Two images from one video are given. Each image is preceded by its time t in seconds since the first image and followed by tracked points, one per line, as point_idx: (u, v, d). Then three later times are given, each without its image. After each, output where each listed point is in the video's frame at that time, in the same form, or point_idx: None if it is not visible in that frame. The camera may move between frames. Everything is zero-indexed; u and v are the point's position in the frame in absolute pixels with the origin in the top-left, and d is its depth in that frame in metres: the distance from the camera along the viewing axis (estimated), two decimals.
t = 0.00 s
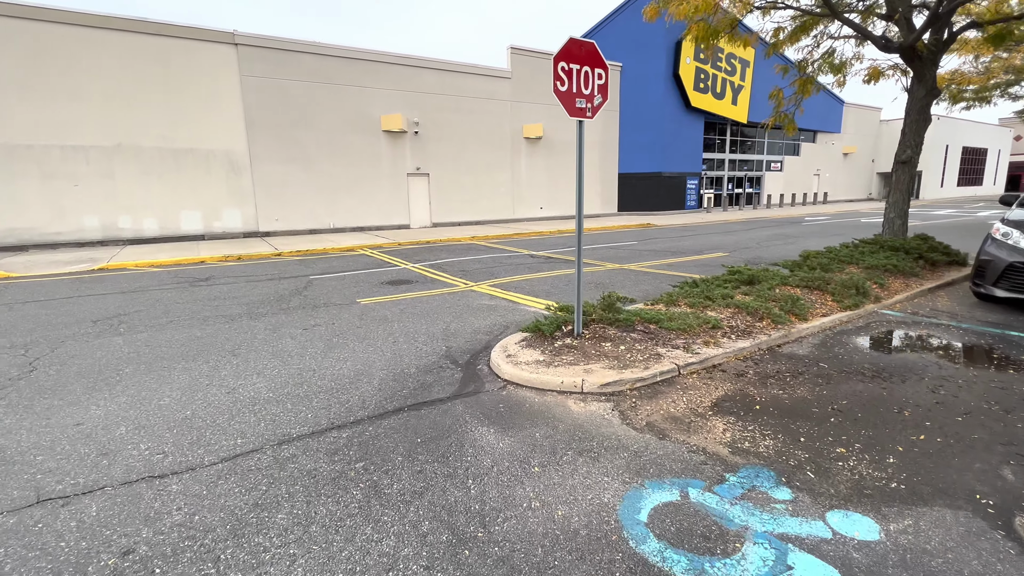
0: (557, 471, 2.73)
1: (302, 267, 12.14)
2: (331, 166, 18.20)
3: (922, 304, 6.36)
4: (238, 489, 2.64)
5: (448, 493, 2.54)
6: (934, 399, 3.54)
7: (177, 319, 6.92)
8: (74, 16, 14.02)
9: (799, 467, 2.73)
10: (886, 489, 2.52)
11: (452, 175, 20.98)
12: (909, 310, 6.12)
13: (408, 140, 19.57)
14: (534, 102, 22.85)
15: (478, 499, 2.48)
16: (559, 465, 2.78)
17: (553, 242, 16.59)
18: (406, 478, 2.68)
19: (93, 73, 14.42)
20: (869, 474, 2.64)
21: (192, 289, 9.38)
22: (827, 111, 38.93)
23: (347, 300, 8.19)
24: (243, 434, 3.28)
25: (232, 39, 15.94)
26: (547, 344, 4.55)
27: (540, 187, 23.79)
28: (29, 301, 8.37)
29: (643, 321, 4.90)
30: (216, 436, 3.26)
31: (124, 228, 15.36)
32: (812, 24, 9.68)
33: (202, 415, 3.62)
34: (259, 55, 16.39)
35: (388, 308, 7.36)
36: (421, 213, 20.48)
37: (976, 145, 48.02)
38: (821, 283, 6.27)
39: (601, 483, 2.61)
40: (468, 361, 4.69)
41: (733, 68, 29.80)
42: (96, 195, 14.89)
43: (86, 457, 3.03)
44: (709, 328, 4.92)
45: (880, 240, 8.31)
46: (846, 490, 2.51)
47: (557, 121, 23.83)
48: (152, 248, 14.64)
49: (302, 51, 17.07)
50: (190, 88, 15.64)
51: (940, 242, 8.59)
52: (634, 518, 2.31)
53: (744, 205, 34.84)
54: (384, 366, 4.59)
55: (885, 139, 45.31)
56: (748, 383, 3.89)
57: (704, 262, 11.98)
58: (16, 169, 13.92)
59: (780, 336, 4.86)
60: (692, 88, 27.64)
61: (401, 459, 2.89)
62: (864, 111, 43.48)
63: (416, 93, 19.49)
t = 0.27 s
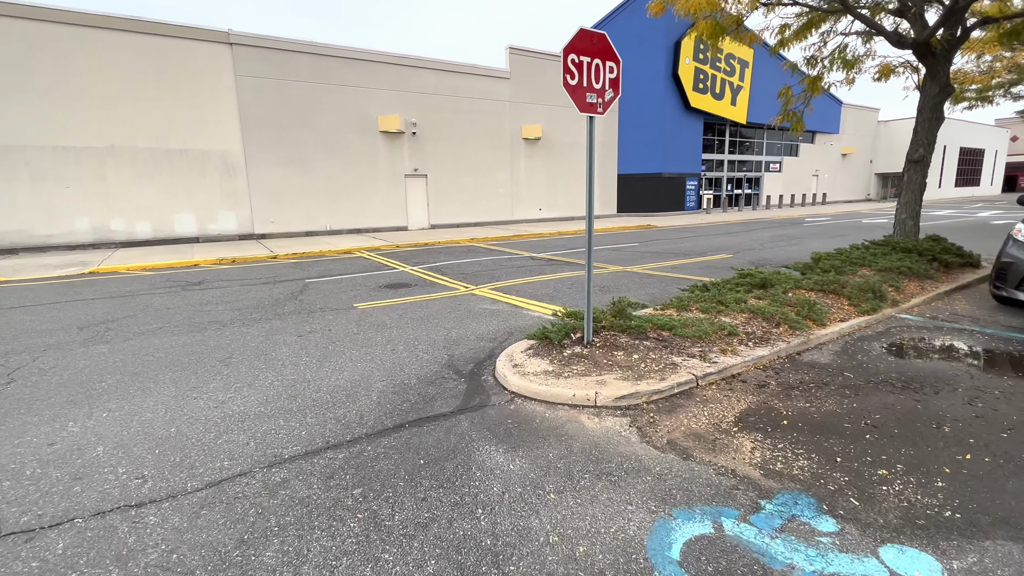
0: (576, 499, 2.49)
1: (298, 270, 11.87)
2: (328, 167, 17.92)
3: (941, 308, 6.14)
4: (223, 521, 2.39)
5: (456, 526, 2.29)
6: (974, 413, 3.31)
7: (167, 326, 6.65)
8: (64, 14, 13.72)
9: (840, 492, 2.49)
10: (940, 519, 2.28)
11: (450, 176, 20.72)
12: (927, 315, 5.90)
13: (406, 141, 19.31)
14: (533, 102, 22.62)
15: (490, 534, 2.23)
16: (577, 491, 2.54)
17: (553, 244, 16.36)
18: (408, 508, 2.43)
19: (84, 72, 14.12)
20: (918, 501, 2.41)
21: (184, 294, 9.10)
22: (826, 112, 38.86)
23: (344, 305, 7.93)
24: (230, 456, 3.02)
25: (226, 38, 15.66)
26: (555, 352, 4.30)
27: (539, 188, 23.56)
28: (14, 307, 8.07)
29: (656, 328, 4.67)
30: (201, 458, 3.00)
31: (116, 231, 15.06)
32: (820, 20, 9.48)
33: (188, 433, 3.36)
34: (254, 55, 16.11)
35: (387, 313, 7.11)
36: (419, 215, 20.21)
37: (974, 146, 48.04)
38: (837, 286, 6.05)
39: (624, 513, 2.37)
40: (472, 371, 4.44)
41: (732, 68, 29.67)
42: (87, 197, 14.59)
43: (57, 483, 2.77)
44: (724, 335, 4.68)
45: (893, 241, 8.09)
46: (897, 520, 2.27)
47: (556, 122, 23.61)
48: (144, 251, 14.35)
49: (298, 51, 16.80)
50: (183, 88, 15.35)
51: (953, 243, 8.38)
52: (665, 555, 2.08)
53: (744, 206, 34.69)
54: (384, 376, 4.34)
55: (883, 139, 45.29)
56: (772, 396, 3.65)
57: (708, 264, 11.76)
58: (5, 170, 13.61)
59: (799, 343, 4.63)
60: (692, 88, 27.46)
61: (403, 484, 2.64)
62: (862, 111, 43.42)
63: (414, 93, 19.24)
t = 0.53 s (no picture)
0: (593, 540, 2.19)
1: (289, 274, 11.52)
2: (321, 169, 17.57)
3: (959, 315, 5.89)
4: (186, 572, 2.07)
5: None
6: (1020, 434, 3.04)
7: (148, 334, 6.29)
8: (48, 11, 13.31)
9: (890, 531, 2.21)
10: (1009, 565, 2.00)
11: (446, 178, 20.42)
12: (946, 321, 5.65)
13: (400, 142, 19.00)
14: (530, 104, 22.38)
15: None
16: (593, 532, 2.24)
17: (551, 247, 16.08)
18: (402, 553, 2.13)
19: (70, 71, 13.73)
20: (979, 542, 2.13)
21: (169, 299, 8.73)
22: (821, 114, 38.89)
23: (335, 311, 7.61)
24: (202, 487, 2.70)
25: (217, 37, 15.31)
26: (561, 365, 4.00)
27: (536, 190, 23.28)
28: None
29: (667, 338, 4.38)
30: (168, 491, 2.67)
31: (103, 233, 14.64)
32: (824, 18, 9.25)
33: (158, 459, 3.03)
34: (246, 54, 15.76)
35: (380, 320, 6.79)
36: (414, 217, 19.90)
37: (967, 149, 48.30)
38: (851, 292, 5.79)
39: (649, 558, 2.08)
40: (471, 385, 4.15)
41: (728, 70, 29.59)
42: (73, 198, 14.18)
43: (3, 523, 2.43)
44: (740, 344, 4.41)
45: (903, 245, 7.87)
46: (961, 569, 1.98)
47: (553, 123, 23.37)
48: (131, 254, 13.94)
49: (291, 51, 16.47)
50: (173, 88, 14.98)
51: (963, 247, 8.16)
52: None
53: (740, 209, 34.58)
54: (376, 392, 4.04)
55: (877, 142, 45.41)
56: (796, 414, 3.37)
57: (710, 268, 11.51)
58: None
59: (818, 353, 4.36)
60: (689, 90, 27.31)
61: (395, 523, 2.33)
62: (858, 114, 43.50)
63: (409, 94, 18.95)
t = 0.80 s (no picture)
0: None
1: (278, 280, 11.19)
2: (312, 171, 17.23)
3: (971, 326, 5.73)
4: None
5: None
6: None
7: (126, 346, 5.97)
8: (29, 8, 12.91)
9: None
10: None
11: (439, 181, 20.15)
12: (958, 333, 5.49)
13: (393, 144, 18.71)
14: (524, 107, 22.19)
15: None
16: None
17: (546, 252, 15.86)
18: None
19: (52, 70, 13.32)
20: None
21: (152, 307, 8.39)
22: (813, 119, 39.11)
23: (325, 320, 7.32)
24: (174, 530, 2.42)
25: (206, 36, 14.97)
26: (566, 384, 3.75)
27: (530, 194, 23.07)
28: None
29: (677, 354, 4.16)
30: (134, 535, 2.39)
31: (85, 237, 14.20)
32: (825, 21, 9.11)
33: (125, 494, 2.74)
34: (235, 54, 15.43)
35: (372, 330, 6.51)
36: (407, 221, 19.59)
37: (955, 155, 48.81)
38: (862, 302, 5.61)
39: None
40: (470, 405, 3.89)
41: (721, 75, 29.63)
42: (54, 200, 13.74)
43: None
44: (752, 360, 4.19)
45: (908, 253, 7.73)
46: None
47: (547, 126, 23.19)
48: (115, 259, 13.52)
49: (281, 51, 16.16)
50: (159, 88, 14.60)
51: (968, 254, 8.04)
52: None
53: (734, 213, 34.61)
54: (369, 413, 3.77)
55: (868, 147, 45.76)
56: (820, 439, 3.15)
57: (708, 274, 11.33)
58: None
59: (835, 369, 4.16)
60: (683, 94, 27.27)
61: None
62: (849, 119, 43.78)
63: (402, 96, 18.68)
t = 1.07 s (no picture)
0: None
1: (263, 284, 10.82)
2: (299, 173, 16.84)
3: (979, 332, 5.61)
4: None
5: None
6: None
7: (100, 354, 5.62)
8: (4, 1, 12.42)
9: None
10: None
11: (430, 183, 19.86)
12: (968, 339, 5.36)
13: (383, 146, 18.39)
14: (515, 109, 22.02)
15: None
16: None
17: (538, 256, 15.64)
18: None
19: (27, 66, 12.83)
20: None
21: (130, 312, 8.00)
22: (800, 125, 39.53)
23: (313, 326, 7.01)
24: (140, 571, 2.13)
25: (190, 33, 14.56)
26: (573, 397, 3.51)
27: (521, 197, 22.88)
28: None
29: (689, 363, 3.94)
30: None
31: (62, 238, 13.68)
32: (823, 23, 9.03)
33: (87, 528, 2.44)
34: (220, 52, 15.03)
35: (363, 337, 6.22)
36: (396, 223, 19.27)
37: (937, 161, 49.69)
38: (869, 308, 5.46)
39: None
40: (470, 419, 3.64)
41: (711, 80, 29.75)
42: (28, 201, 13.21)
43: None
44: (766, 369, 3.99)
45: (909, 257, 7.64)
46: None
47: (538, 129, 23.04)
48: (92, 262, 13.02)
49: (268, 50, 15.79)
50: (140, 86, 14.15)
51: (967, 259, 7.98)
52: None
53: (723, 217, 34.77)
54: (361, 428, 3.50)
55: (853, 153, 46.39)
56: (848, 456, 2.94)
57: (704, 279, 11.19)
58: None
59: (851, 379, 3.97)
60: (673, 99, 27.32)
61: None
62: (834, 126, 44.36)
63: (392, 97, 18.39)
